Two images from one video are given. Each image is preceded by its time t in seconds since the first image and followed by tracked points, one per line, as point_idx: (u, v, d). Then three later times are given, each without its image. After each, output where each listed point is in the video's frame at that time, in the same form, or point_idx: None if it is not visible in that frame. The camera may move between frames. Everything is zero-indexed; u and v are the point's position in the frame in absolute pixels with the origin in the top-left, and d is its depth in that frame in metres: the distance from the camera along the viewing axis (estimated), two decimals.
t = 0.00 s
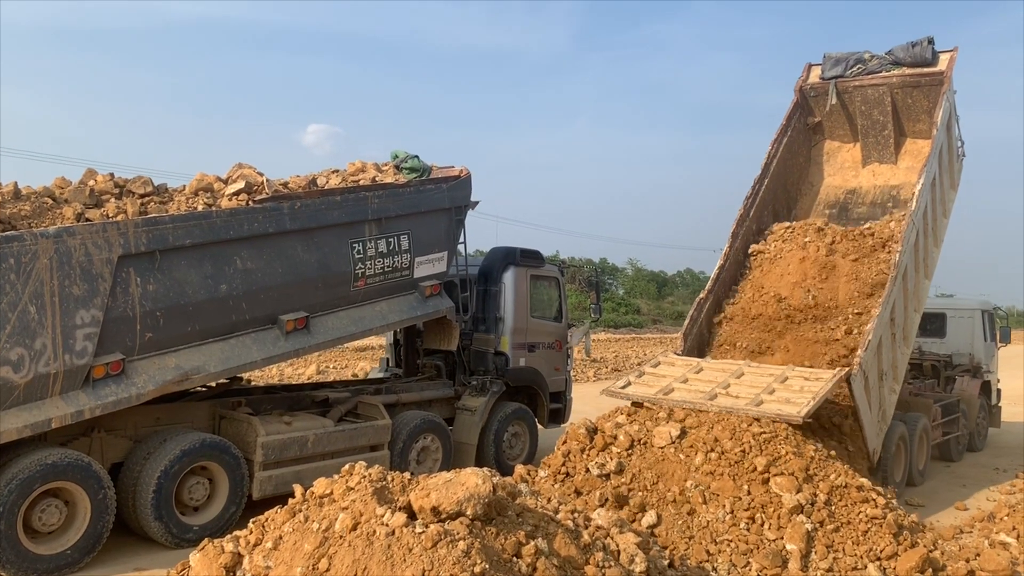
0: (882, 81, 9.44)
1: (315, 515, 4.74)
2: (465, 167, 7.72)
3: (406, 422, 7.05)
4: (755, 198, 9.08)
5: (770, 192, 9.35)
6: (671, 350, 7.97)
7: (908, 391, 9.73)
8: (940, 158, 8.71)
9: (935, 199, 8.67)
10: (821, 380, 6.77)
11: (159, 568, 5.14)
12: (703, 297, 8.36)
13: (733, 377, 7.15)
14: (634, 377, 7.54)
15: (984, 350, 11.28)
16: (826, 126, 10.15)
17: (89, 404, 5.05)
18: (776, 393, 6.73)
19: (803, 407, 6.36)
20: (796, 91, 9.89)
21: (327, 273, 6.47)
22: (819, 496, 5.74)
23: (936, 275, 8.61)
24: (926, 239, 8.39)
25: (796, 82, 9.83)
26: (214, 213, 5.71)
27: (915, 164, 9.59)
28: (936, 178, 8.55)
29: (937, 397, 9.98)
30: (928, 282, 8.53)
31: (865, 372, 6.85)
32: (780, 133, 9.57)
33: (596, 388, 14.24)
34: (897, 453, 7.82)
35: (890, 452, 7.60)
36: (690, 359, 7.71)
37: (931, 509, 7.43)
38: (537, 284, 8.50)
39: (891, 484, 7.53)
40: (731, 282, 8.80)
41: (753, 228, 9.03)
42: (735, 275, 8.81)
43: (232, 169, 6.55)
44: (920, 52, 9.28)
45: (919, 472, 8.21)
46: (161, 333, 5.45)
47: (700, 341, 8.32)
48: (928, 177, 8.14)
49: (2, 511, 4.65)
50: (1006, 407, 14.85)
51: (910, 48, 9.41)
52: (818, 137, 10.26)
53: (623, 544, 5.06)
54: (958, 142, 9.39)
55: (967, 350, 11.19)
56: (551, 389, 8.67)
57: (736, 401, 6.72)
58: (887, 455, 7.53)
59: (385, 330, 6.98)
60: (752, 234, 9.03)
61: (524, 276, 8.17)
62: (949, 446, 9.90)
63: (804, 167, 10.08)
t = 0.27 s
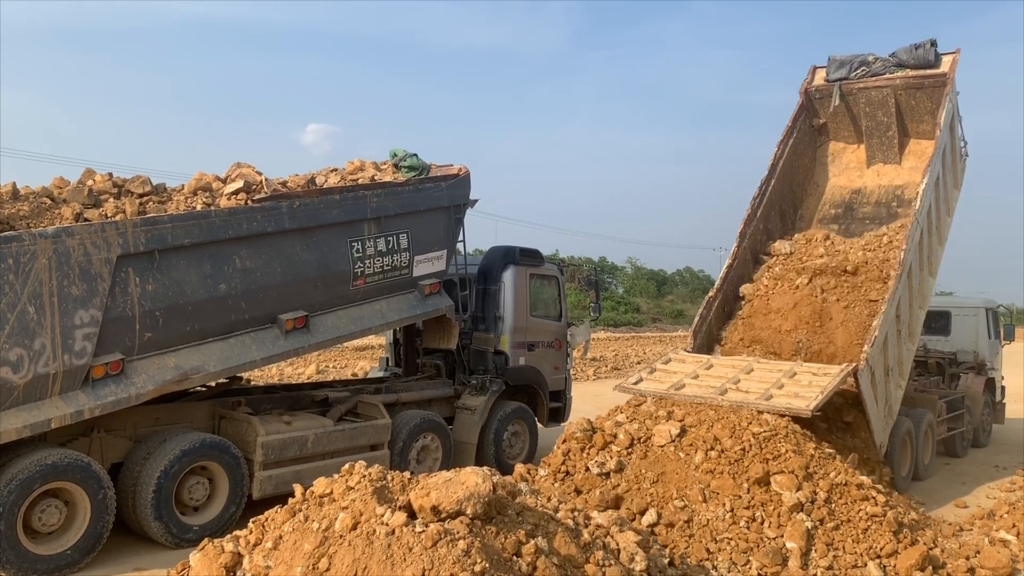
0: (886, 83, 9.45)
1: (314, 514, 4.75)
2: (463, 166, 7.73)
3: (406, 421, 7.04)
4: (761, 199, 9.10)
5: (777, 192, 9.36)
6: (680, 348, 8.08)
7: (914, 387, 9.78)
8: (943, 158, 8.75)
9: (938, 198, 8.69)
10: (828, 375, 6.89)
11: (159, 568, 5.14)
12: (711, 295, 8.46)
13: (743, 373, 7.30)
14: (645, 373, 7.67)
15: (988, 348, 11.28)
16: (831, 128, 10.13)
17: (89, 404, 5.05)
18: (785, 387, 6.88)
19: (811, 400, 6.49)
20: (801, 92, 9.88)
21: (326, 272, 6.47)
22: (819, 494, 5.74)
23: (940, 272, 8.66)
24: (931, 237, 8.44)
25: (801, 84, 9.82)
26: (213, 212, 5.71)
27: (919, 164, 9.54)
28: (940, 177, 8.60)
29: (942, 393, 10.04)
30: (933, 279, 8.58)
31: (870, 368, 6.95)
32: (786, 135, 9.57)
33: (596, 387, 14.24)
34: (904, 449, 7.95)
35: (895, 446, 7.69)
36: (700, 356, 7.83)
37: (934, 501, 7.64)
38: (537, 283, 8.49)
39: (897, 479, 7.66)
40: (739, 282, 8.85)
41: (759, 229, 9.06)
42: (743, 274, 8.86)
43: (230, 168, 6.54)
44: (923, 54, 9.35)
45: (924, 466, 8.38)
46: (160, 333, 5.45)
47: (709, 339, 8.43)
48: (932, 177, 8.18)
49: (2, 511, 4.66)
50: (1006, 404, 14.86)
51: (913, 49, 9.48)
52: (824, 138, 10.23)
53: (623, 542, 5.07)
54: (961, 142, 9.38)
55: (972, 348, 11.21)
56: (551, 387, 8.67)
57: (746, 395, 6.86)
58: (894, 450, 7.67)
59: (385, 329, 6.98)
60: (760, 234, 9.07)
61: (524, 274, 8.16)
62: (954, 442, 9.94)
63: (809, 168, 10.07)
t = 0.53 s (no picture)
0: (891, 84, 9.46)
1: (314, 513, 4.76)
2: (462, 163, 7.72)
3: (406, 419, 7.04)
4: (771, 197, 9.07)
5: (785, 191, 9.33)
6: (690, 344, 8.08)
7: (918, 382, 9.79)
8: (947, 157, 8.78)
9: (943, 197, 8.71)
10: (837, 371, 6.82)
11: (159, 567, 5.15)
12: (722, 292, 8.47)
13: (753, 368, 7.28)
14: (656, 371, 7.66)
15: (993, 344, 11.28)
16: (836, 127, 10.12)
17: (88, 403, 5.06)
18: (794, 381, 6.86)
19: (820, 395, 6.45)
20: (808, 93, 9.80)
21: (325, 270, 6.46)
22: (819, 491, 5.73)
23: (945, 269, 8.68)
24: (935, 235, 8.47)
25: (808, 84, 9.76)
26: (211, 211, 5.70)
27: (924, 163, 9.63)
28: (944, 176, 8.62)
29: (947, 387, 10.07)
30: (938, 276, 8.61)
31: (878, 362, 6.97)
32: (793, 135, 9.49)
33: (597, 384, 14.25)
34: (911, 443, 8.03)
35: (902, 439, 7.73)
36: (711, 353, 7.80)
37: (937, 493, 7.85)
38: (536, 281, 8.47)
39: (904, 472, 7.78)
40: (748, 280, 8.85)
41: (769, 227, 9.05)
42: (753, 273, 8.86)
43: (228, 166, 6.51)
44: (927, 54, 9.31)
45: (930, 460, 8.49)
46: (159, 332, 5.45)
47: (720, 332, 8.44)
48: (937, 175, 8.20)
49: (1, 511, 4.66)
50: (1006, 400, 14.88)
51: (918, 50, 9.45)
52: (829, 137, 10.22)
53: (623, 540, 5.08)
54: (965, 141, 9.39)
55: (976, 344, 11.20)
56: (550, 385, 8.66)
57: (756, 390, 6.84)
58: (901, 443, 7.75)
59: (384, 326, 6.98)
60: (769, 233, 9.06)
61: (523, 272, 8.14)
62: (960, 436, 9.96)
63: (816, 167, 10.05)
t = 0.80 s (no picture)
0: (897, 83, 9.48)
1: (314, 509, 4.77)
2: (461, 158, 7.70)
3: (406, 415, 7.04)
4: (778, 195, 9.14)
5: (792, 189, 9.40)
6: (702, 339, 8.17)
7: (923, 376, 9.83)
8: (953, 156, 8.80)
9: (949, 194, 8.73)
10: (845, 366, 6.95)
11: (159, 564, 5.15)
12: (730, 289, 8.56)
13: (764, 365, 7.38)
14: (670, 368, 7.77)
15: (998, 340, 11.30)
16: (843, 126, 10.15)
17: (88, 400, 5.05)
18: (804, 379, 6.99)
19: (830, 394, 6.59)
20: (815, 92, 9.89)
21: (325, 265, 6.45)
22: (819, 486, 5.73)
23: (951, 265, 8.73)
24: (941, 231, 8.52)
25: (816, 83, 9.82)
26: (210, 207, 5.69)
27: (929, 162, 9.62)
28: (950, 174, 8.65)
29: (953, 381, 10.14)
30: (944, 272, 8.67)
31: (885, 355, 7.10)
32: (800, 135, 9.56)
33: (598, 380, 14.25)
34: (918, 435, 8.15)
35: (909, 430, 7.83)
36: (722, 348, 7.90)
37: (945, 483, 8.06)
38: (535, 277, 8.46)
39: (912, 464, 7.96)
40: (756, 278, 8.96)
41: (776, 224, 9.14)
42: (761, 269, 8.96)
43: (227, 162, 6.49)
44: (933, 54, 9.32)
45: (936, 451, 8.60)
46: (158, 328, 5.45)
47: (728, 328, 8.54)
48: (942, 173, 8.24)
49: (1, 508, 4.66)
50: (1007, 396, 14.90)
51: (924, 50, 9.46)
52: (836, 136, 10.25)
53: (623, 535, 5.09)
54: (971, 139, 9.39)
55: (981, 339, 11.19)
56: (550, 381, 8.66)
57: (768, 389, 6.98)
58: (908, 435, 7.94)
59: (384, 322, 6.98)
60: (776, 230, 9.16)
61: (523, 268, 8.12)
62: (965, 430, 10.03)
63: (823, 165, 10.09)
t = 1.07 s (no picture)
0: (908, 82, 9.54)
1: (316, 504, 4.78)
2: (463, 152, 7.69)
3: (408, 410, 7.03)
4: (790, 191, 9.14)
5: (804, 186, 9.41)
6: (716, 334, 8.13)
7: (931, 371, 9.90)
8: (963, 155, 8.83)
9: (958, 192, 8.74)
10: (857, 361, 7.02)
11: (160, 558, 5.15)
12: (745, 283, 8.53)
13: (777, 363, 7.35)
14: (684, 367, 7.65)
15: (1004, 336, 11.33)
16: (854, 125, 10.19)
17: (89, 394, 5.05)
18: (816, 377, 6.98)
19: (843, 393, 6.60)
20: (826, 91, 9.93)
21: (326, 260, 6.44)
22: (821, 483, 5.73)
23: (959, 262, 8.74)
24: (951, 228, 8.55)
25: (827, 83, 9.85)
26: (212, 201, 5.68)
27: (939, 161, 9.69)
28: (959, 172, 8.67)
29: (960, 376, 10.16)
30: (952, 269, 8.70)
31: (895, 349, 7.18)
32: (811, 133, 9.56)
33: (600, 376, 14.25)
34: (926, 428, 8.22)
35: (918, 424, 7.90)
36: (735, 344, 7.85)
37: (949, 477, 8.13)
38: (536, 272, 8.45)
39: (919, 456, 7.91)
40: (769, 273, 8.95)
41: (788, 221, 9.14)
42: (774, 264, 8.95)
43: (229, 156, 6.47)
44: (943, 55, 9.39)
45: (944, 444, 8.68)
46: (160, 322, 5.44)
47: (743, 323, 8.51)
48: (952, 171, 8.27)
49: (3, 502, 4.66)
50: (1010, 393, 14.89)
51: (934, 51, 9.52)
52: (847, 135, 10.26)
53: (624, 531, 5.10)
54: (981, 138, 9.41)
55: (988, 336, 11.18)
56: (552, 376, 8.65)
57: (781, 388, 6.93)
58: (916, 428, 7.87)
59: (385, 317, 6.97)
60: (788, 226, 9.15)
61: (525, 263, 8.11)
62: (972, 425, 10.08)
63: (833, 163, 10.10)
